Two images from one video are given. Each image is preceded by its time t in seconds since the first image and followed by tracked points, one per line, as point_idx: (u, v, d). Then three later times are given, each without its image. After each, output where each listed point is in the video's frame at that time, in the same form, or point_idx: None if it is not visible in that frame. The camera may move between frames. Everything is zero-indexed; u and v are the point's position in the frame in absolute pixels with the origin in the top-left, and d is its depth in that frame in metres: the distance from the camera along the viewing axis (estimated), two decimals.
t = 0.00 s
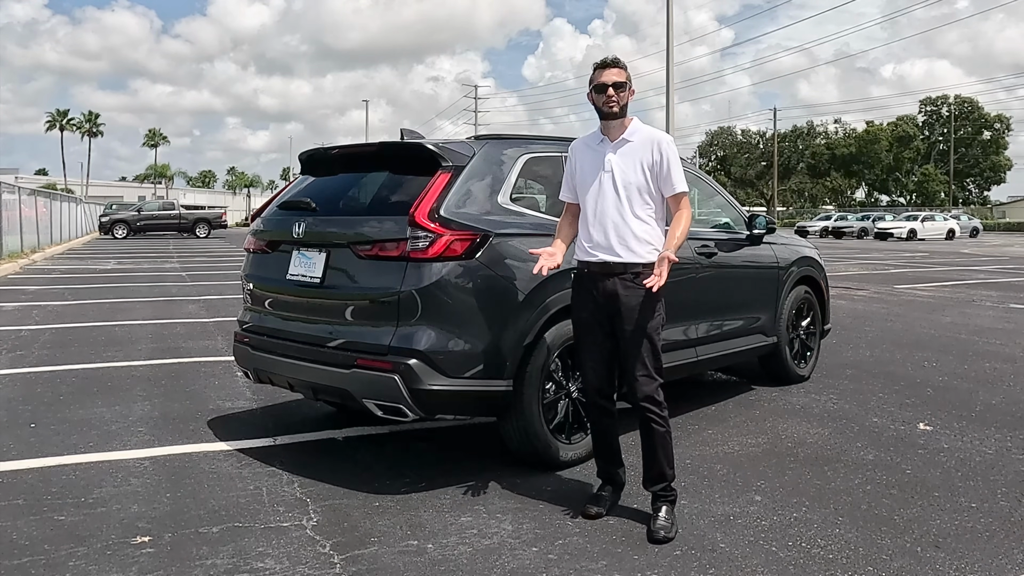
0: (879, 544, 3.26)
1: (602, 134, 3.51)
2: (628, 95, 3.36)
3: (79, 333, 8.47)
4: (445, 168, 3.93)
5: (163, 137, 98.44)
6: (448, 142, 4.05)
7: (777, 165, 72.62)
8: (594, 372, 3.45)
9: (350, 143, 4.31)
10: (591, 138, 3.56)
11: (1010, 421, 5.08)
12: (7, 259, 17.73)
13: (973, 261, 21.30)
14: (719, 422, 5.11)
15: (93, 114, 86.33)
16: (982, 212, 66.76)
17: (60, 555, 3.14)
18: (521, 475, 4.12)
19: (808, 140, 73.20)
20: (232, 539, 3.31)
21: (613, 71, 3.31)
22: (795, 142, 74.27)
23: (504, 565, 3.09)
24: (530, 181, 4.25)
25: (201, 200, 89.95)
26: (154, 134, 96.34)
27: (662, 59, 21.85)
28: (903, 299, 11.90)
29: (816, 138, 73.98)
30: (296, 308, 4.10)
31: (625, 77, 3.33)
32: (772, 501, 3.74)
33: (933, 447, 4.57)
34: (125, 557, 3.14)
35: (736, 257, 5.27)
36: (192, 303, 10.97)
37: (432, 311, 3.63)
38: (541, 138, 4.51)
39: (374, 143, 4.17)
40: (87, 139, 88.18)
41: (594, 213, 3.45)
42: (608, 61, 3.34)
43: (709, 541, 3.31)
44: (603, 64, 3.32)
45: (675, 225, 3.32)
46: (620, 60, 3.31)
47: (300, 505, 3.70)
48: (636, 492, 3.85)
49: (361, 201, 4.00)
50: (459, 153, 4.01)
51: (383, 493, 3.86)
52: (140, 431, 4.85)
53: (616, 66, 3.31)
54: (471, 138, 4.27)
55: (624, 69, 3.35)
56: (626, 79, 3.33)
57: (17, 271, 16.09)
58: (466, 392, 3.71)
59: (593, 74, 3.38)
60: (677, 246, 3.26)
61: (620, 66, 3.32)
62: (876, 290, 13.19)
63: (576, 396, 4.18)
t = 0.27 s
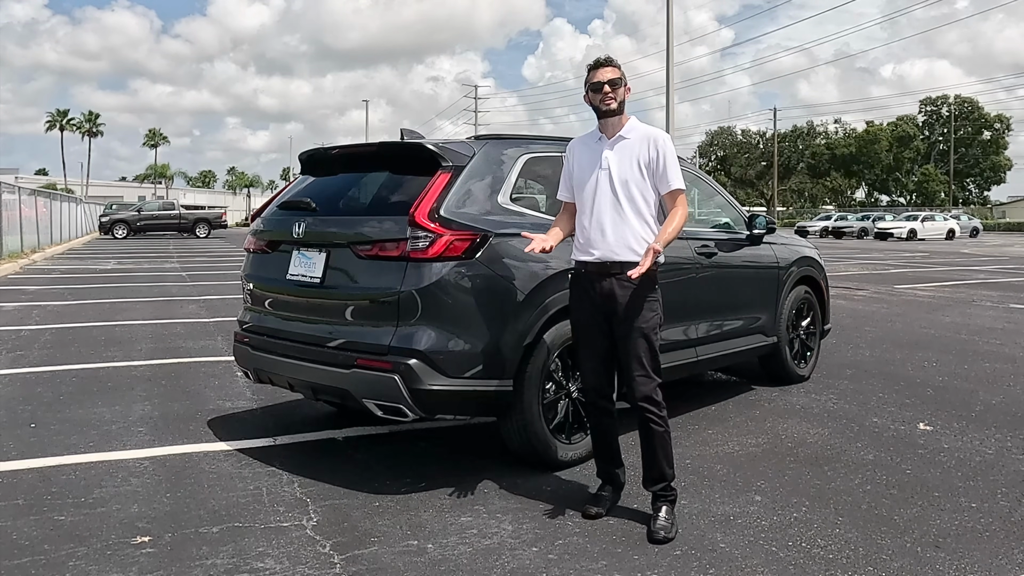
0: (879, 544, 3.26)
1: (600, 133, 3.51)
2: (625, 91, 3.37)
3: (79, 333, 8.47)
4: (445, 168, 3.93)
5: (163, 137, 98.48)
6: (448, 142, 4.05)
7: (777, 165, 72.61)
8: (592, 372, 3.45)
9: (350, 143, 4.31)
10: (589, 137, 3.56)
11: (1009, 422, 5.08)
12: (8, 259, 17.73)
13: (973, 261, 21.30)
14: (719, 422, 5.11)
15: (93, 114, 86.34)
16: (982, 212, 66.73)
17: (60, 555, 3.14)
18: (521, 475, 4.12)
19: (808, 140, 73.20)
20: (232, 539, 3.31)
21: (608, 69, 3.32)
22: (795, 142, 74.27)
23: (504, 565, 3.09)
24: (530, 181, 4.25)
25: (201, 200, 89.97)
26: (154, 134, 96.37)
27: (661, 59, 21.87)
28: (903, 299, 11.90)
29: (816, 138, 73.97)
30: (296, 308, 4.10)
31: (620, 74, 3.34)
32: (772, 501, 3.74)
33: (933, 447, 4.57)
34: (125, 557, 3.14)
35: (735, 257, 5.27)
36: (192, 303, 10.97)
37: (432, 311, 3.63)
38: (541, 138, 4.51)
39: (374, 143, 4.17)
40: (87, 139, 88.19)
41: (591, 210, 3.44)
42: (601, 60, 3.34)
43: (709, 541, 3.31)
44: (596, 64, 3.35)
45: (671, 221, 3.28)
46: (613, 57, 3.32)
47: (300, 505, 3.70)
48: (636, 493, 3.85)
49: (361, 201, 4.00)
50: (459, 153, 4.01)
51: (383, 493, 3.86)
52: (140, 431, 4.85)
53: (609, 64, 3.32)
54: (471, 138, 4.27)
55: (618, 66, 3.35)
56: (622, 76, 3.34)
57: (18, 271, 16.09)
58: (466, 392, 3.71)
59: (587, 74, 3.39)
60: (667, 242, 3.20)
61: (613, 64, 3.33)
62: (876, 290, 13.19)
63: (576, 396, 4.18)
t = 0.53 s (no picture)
0: (879, 544, 3.26)
1: (595, 135, 3.51)
2: (620, 94, 3.37)
3: (80, 333, 8.47)
4: (445, 168, 3.93)
5: (163, 137, 98.50)
6: (448, 142, 4.05)
7: (777, 165, 72.61)
8: (590, 372, 3.45)
9: (350, 143, 4.31)
10: (583, 139, 3.56)
11: (1010, 422, 5.08)
12: (8, 259, 17.73)
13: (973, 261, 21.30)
14: (719, 422, 5.11)
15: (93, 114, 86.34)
16: (982, 212, 66.70)
17: (60, 555, 3.14)
18: (521, 475, 4.12)
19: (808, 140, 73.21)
20: (232, 539, 3.31)
21: (604, 72, 3.33)
22: (795, 142, 74.27)
23: (504, 565, 3.09)
24: (530, 181, 4.24)
25: (201, 200, 89.97)
26: (154, 134, 96.40)
27: (661, 59, 21.86)
28: (903, 299, 11.89)
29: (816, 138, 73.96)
30: (296, 308, 4.10)
31: (616, 77, 3.35)
32: (772, 501, 3.75)
33: (933, 447, 4.57)
34: (125, 557, 3.14)
35: (735, 257, 5.27)
36: (192, 303, 10.96)
37: (432, 311, 3.63)
38: (541, 138, 4.51)
39: (374, 143, 4.17)
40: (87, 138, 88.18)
41: (587, 213, 3.44)
42: (597, 62, 3.34)
43: (709, 541, 3.31)
44: (591, 68, 3.36)
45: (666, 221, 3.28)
46: (609, 61, 3.33)
47: (300, 505, 3.70)
48: (636, 493, 3.85)
49: (361, 201, 4.00)
50: (459, 153, 4.01)
51: (383, 493, 3.86)
52: (140, 431, 4.85)
53: (605, 67, 3.33)
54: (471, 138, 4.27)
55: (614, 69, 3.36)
56: (618, 80, 3.34)
57: (18, 272, 16.09)
58: (466, 393, 3.71)
59: (582, 77, 3.40)
60: (662, 242, 3.21)
61: (609, 67, 3.33)
62: (876, 290, 13.19)
63: (576, 396, 4.18)
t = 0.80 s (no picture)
0: (879, 544, 3.26)
1: (592, 135, 3.51)
2: (623, 97, 3.38)
3: (80, 333, 8.47)
4: (445, 168, 3.93)
5: (163, 137, 98.51)
6: (448, 142, 4.05)
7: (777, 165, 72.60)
8: (590, 371, 3.45)
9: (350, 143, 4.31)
10: (580, 139, 3.55)
11: (1009, 422, 5.08)
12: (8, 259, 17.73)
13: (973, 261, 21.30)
14: (719, 422, 5.11)
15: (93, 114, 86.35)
16: (982, 212, 66.68)
17: (60, 555, 3.14)
18: (521, 475, 4.12)
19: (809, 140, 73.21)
20: (232, 539, 3.31)
21: (609, 72, 3.33)
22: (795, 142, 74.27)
23: (504, 565, 3.09)
24: (530, 181, 4.24)
25: (201, 200, 89.97)
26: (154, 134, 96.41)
27: (661, 59, 21.86)
28: (903, 299, 11.89)
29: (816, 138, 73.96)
30: (296, 308, 4.10)
31: (620, 79, 3.35)
32: (772, 501, 3.75)
33: (933, 447, 4.57)
34: (125, 557, 3.14)
35: (736, 257, 5.27)
36: (192, 303, 10.96)
37: (432, 311, 3.63)
38: (541, 138, 4.51)
39: (374, 143, 4.17)
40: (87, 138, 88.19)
41: (586, 212, 3.43)
42: (604, 61, 3.34)
43: (709, 541, 3.31)
44: (598, 65, 3.35)
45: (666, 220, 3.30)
46: (616, 61, 3.33)
47: (300, 505, 3.70)
48: (636, 493, 3.85)
49: (361, 201, 4.00)
50: (459, 154, 4.01)
51: (383, 493, 3.86)
52: (140, 431, 4.85)
53: (611, 68, 3.33)
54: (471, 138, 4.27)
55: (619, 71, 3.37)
56: (622, 81, 3.35)
57: (18, 271, 16.08)
58: (466, 393, 3.71)
59: (587, 74, 3.39)
60: (663, 241, 3.24)
61: (615, 68, 3.34)
62: (876, 290, 13.19)
63: (576, 396, 4.18)
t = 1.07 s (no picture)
0: (879, 544, 3.26)
1: (594, 134, 3.51)
2: (626, 96, 3.38)
3: (80, 333, 8.47)
4: (445, 168, 3.92)
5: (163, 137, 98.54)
6: (448, 142, 4.05)
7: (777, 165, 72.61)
8: (591, 369, 3.45)
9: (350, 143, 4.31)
10: (581, 137, 3.54)
11: (1010, 422, 5.08)
12: (8, 259, 17.73)
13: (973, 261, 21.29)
14: (719, 422, 5.11)
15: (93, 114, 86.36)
16: (982, 212, 66.65)
17: (60, 555, 3.14)
18: (521, 475, 4.12)
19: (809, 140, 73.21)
20: (232, 539, 3.31)
21: (611, 71, 3.33)
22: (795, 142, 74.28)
23: (504, 565, 3.09)
24: (531, 181, 4.24)
25: (201, 200, 89.98)
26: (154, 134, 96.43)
27: (661, 59, 21.86)
28: (903, 299, 11.89)
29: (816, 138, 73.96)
30: (296, 308, 4.10)
31: (623, 77, 3.35)
32: (772, 501, 3.74)
33: (933, 447, 4.57)
34: (125, 557, 3.14)
35: (736, 257, 5.27)
36: (192, 303, 10.96)
37: (432, 311, 3.63)
38: (541, 138, 4.51)
39: (374, 143, 4.17)
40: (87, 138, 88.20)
41: (588, 211, 3.43)
42: (606, 61, 3.34)
43: (709, 541, 3.31)
44: (600, 65, 3.34)
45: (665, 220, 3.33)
46: (617, 60, 3.33)
47: (300, 505, 3.70)
48: (637, 493, 3.85)
49: (361, 201, 4.00)
50: (459, 153, 4.01)
51: (383, 493, 3.86)
52: (140, 431, 4.85)
53: (613, 66, 3.33)
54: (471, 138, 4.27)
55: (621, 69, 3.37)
56: (625, 80, 3.34)
57: (18, 272, 16.08)
58: (466, 392, 3.71)
59: (590, 74, 3.39)
60: (662, 240, 3.27)
61: (617, 66, 3.34)
62: (876, 290, 13.18)
63: (576, 396, 4.18)
